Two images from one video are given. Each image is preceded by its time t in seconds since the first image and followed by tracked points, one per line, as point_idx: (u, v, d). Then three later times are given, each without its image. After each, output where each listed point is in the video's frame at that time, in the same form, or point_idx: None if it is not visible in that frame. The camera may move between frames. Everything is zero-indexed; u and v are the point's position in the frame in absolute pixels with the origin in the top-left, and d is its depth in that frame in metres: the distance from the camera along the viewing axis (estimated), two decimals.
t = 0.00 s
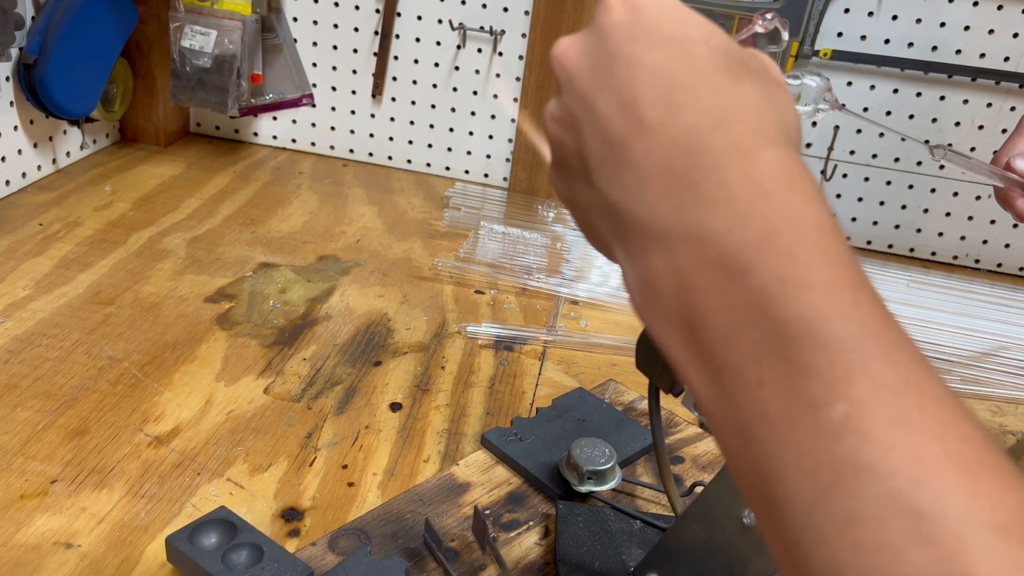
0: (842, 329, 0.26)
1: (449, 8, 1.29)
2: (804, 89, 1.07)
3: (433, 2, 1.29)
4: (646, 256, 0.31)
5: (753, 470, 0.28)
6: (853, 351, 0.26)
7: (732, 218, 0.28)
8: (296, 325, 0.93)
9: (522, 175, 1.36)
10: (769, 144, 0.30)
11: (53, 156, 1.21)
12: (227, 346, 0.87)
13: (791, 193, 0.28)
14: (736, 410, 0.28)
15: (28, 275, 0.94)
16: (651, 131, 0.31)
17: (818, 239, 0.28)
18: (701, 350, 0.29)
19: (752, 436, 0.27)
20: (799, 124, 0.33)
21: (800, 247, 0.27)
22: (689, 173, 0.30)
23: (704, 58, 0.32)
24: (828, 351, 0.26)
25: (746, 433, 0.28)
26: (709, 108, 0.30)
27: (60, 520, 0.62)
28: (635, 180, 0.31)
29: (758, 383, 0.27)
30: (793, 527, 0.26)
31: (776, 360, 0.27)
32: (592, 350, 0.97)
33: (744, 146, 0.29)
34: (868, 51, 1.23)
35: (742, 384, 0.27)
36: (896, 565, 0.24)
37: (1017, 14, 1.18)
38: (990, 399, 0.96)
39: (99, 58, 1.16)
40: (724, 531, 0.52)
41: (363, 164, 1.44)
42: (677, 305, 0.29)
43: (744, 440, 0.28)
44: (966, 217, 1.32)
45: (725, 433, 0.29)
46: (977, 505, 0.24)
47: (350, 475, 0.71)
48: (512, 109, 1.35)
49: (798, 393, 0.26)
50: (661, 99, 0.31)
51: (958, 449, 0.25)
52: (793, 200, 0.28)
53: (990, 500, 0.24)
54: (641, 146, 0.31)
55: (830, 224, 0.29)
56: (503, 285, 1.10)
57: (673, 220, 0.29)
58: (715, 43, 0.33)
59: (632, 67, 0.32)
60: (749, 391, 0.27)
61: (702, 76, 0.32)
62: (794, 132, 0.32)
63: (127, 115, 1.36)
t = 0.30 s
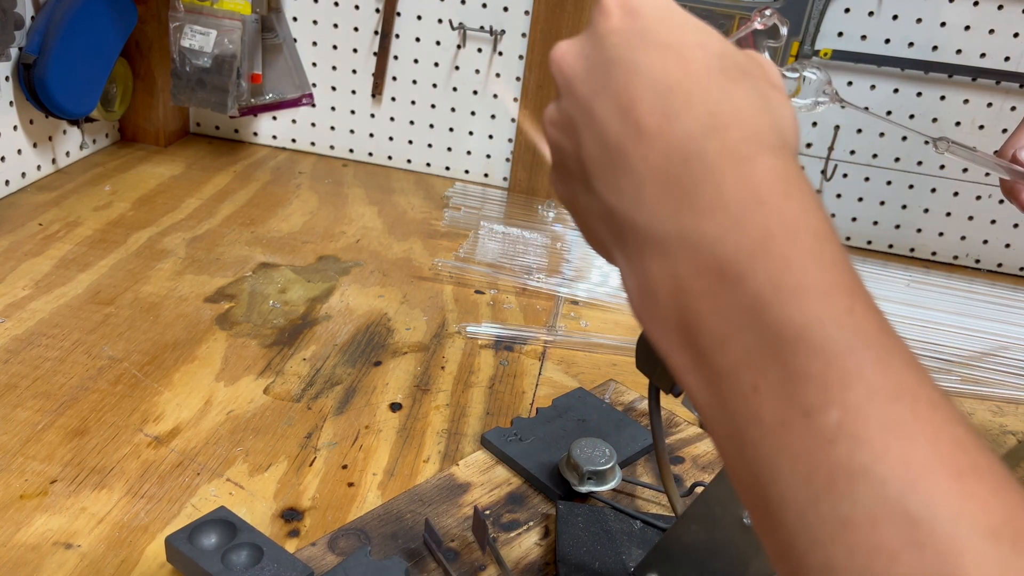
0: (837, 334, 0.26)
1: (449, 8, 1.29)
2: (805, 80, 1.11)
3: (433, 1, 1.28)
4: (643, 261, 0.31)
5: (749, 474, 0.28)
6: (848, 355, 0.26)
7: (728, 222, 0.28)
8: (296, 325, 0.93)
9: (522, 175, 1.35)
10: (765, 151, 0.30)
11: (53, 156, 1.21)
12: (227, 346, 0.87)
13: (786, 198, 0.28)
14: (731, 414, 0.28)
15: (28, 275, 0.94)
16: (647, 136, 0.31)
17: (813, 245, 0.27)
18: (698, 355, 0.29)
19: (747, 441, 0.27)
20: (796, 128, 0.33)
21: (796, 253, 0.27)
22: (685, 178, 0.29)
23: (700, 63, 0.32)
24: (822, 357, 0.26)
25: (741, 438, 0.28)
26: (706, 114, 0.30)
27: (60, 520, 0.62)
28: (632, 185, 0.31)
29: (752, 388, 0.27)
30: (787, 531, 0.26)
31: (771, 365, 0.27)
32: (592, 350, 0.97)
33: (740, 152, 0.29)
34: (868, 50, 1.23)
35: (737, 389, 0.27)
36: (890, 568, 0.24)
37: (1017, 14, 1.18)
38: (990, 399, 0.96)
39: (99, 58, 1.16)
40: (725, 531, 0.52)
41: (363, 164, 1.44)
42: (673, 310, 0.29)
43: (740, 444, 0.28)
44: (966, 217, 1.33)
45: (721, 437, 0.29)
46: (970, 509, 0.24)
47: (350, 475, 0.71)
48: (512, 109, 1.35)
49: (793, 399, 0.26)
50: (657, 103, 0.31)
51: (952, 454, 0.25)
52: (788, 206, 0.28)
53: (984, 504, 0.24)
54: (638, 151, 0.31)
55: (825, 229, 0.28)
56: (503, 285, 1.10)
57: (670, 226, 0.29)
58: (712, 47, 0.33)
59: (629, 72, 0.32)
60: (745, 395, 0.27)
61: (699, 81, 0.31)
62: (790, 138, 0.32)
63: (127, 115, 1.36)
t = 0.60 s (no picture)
0: (840, 343, 0.26)
1: (449, 8, 1.29)
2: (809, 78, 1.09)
3: (433, 1, 1.28)
4: (648, 266, 0.31)
5: (752, 481, 0.28)
6: (851, 362, 0.25)
7: (731, 229, 0.28)
8: (296, 325, 0.92)
9: (522, 175, 1.35)
10: (768, 155, 0.30)
11: (53, 156, 1.21)
12: (227, 346, 0.87)
13: (789, 203, 0.28)
14: (734, 421, 0.28)
15: (27, 275, 0.94)
16: (651, 141, 0.31)
17: (816, 252, 0.27)
18: (701, 361, 0.29)
19: (751, 447, 0.27)
20: (802, 130, 0.33)
21: (800, 261, 0.27)
22: (689, 183, 0.29)
23: (705, 65, 0.32)
24: (825, 366, 0.26)
25: (745, 445, 0.27)
26: (709, 117, 0.30)
27: (59, 520, 0.62)
28: (636, 190, 0.31)
29: (756, 396, 0.27)
30: (790, 537, 0.26)
31: (774, 373, 0.26)
32: (592, 350, 0.97)
33: (743, 157, 0.29)
34: (869, 50, 1.23)
35: (740, 397, 0.27)
36: None
37: (1017, 13, 1.18)
38: (990, 399, 0.96)
39: (99, 58, 1.16)
40: (725, 531, 0.52)
41: (363, 164, 1.44)
42: (677, 316, 0.29)
43: (743, 451, 0.28)
44: (967, 217, 1.32)
45: (726, 443, 0.29)
46: (975, 518, 0.24)
47: (350, 475, 0.71)
48: (512, 108, 1.35)
49: (796, 407, 0.26)
50: (661, 107, 0.31)
51: (955, 462, 0.25)
52: (792, 212, 0.28)
53: (985, 512, 0.24)
54: (642, 156, 0.31)
55: (829, 234, 0.28)
56: (503, 285, 1.10)
57: (673, 232, 0.29)
58: (716, 49, 0.33)
59: (633, 75, 0.32)
60: (748, 402, 0.27)
61: (703, 84, 0.31)
62: (795, 141, 0.31)
63: (127, 115, 1.36)
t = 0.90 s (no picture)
0: (852, 348, 0.26)
1: (450, 8, 1.29)
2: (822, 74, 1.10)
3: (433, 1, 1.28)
4: (655, 267, 0.31)
5: (762, 486, 0.28)
6: (864, 368, 0.25)
7: (741, 231, 0.28)
8: (296, 325, 0.92)
9: (522, 175, 1.35)
10: (779, 156, 0.30)
11: (53, 156, 1.21)
12: (227, 346, 0.87)
13: (800, 206, 0.28)
14: (743, 425, 0.28)
15: (27, 275, 0.93)
16: (660, 140, 0.31)
17: (828, 256, 0.27)
18: (709, 363, 0.29)
19: (760, 452, 0.27)
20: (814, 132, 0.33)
21: (811, 264, 0.27)
22: (698, 184, 0.29)
23: (716, 63, 0.32)
24: (837, 372, 0.26)
25: (754, 450, 0.27)
26: (719, 117, 0.30)
27: (59, 520, 0.62)
28: (645, 190, 0.31)
29: (765, 399, 0.27)
30: (801, 547, 0.26)
31: (785, 377, 0.26)
32: (592, 350, 0.97)
33: (754, 157, 0.29)
34: (868, 50, 1.23)
35: (750, 400, 0.27)
36: None
37: (1017, 13, 1.17)
38: (990, 399, 0.96)
39: (99, 57, 1.16)
40: (725, 531, 0.52)
41: (363, 164, 1.44)
42: (685, 318, 0.29)
43: (752, 455, 0.28)
44: (966, 217, 1.32)
45: (734, 447, 0.29)
46: (992, 530, 0.24)
47: (350, 475, 0.71)
48: (512, 108, 1.35)
49: (806, 411, 0.26)
50: (672, 106, 0.31)
51: (972, 473, 0.25)
52: (803, 215, 0.28)
53: (1001, 524, 0.24)
54: (651, 154, 0.31)
55: (841, 238, 0.28)
56: (503, 285, 1.09)
57: (682, 233, 0.29)
58: (728, 47, 0.33)
59: (643, 72, 0.32)
60: (757, 406, 0.27)
61: (714, 83, 0.31)
62: (807, 142, 0.31)
63: (127, 115, 1.36)
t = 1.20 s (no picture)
0: (937, 363, 0.25)
1: (450, 8, 1.29)
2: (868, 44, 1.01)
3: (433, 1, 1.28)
4: (715, 253, 0.29)
5: (821, 493, 0.26)
6: (952, 387, 0.24)
7: (820, 227, 0.26)
8: (296, 325, 0.92)
9: (522, 175, 1.35)
10: (864, 142, 0.27)
11: (53, 156, 1.21)
12: (227, 346, 0.87)
13: (887, 202, 0.27)
14: (809, 427, 0.26)
15: (27, 275, 0.94)
16: (731, 113, 0.29)
17: (916, 261, 0.26)
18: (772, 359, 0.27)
19: (824, 458, 0.26)
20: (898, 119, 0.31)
21: (896, 267, 0.25)
22: (772, 169, 0.28)
23: (804, 31, 0.30)
24: (919, 386, 0.24)
25: (817, 454, 0.26)
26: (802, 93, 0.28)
27: (59, 520, 0.62)
28: (710, 165, 0.29)
29: (840, 406, 0.25)
30: (861, 563, 0.25)
31: (865, 386, 0.25)
32: (593, 350, 0.97)
33: (837, 141, 0.27)
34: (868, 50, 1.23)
35: (818, 405, 0.26)
36: None
37: (1018, 14, 1.17)
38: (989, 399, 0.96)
39: (99, 57, 1.16)
40: (725, 531, 0.52)
41: (363, 164, 1.44)
42: (750, 310, 0.28)
43: (814, 460, 0.26)
44: (966, 217, 1.32)
45: (792, 447, 0.27)
46: None
47: (350, 475, 0.71)
48: (512, 108, 1.35)
49: (885, 423, 0.25)
50: (750, 76, 0.29)
51: None
52: (889, 212, 0.26)
53: None
54: (720, 125, 0.29)
55: (927, 239, 0.27)
56: (503, 284, 1.09)
57: (750, 217, 0.28)
58: (822, 13, 0.30)
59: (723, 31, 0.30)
60: (825, 410, 0.26)
61: (800, 55, 0.29)
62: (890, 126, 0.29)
63: (127, 114, 1.36)
